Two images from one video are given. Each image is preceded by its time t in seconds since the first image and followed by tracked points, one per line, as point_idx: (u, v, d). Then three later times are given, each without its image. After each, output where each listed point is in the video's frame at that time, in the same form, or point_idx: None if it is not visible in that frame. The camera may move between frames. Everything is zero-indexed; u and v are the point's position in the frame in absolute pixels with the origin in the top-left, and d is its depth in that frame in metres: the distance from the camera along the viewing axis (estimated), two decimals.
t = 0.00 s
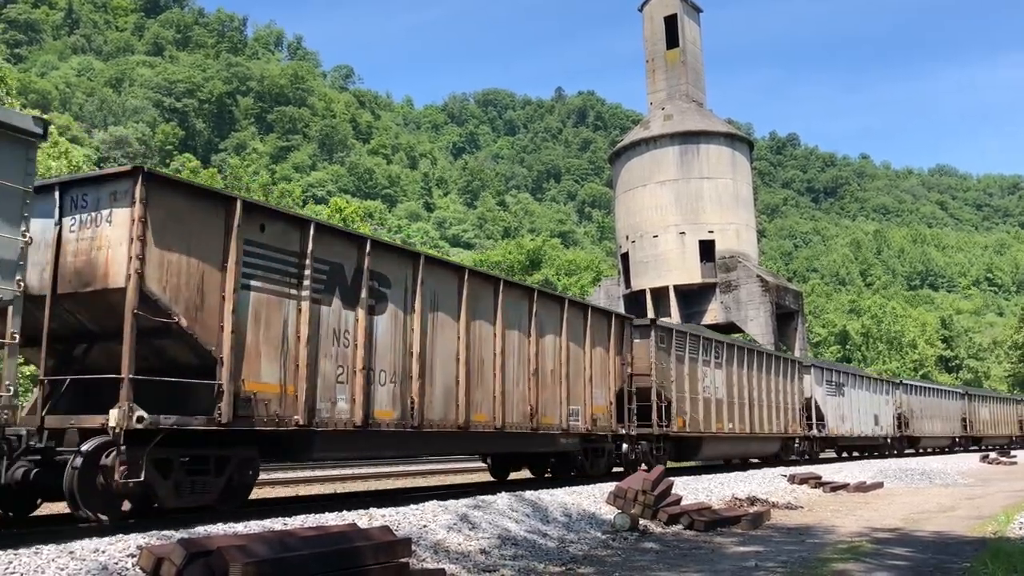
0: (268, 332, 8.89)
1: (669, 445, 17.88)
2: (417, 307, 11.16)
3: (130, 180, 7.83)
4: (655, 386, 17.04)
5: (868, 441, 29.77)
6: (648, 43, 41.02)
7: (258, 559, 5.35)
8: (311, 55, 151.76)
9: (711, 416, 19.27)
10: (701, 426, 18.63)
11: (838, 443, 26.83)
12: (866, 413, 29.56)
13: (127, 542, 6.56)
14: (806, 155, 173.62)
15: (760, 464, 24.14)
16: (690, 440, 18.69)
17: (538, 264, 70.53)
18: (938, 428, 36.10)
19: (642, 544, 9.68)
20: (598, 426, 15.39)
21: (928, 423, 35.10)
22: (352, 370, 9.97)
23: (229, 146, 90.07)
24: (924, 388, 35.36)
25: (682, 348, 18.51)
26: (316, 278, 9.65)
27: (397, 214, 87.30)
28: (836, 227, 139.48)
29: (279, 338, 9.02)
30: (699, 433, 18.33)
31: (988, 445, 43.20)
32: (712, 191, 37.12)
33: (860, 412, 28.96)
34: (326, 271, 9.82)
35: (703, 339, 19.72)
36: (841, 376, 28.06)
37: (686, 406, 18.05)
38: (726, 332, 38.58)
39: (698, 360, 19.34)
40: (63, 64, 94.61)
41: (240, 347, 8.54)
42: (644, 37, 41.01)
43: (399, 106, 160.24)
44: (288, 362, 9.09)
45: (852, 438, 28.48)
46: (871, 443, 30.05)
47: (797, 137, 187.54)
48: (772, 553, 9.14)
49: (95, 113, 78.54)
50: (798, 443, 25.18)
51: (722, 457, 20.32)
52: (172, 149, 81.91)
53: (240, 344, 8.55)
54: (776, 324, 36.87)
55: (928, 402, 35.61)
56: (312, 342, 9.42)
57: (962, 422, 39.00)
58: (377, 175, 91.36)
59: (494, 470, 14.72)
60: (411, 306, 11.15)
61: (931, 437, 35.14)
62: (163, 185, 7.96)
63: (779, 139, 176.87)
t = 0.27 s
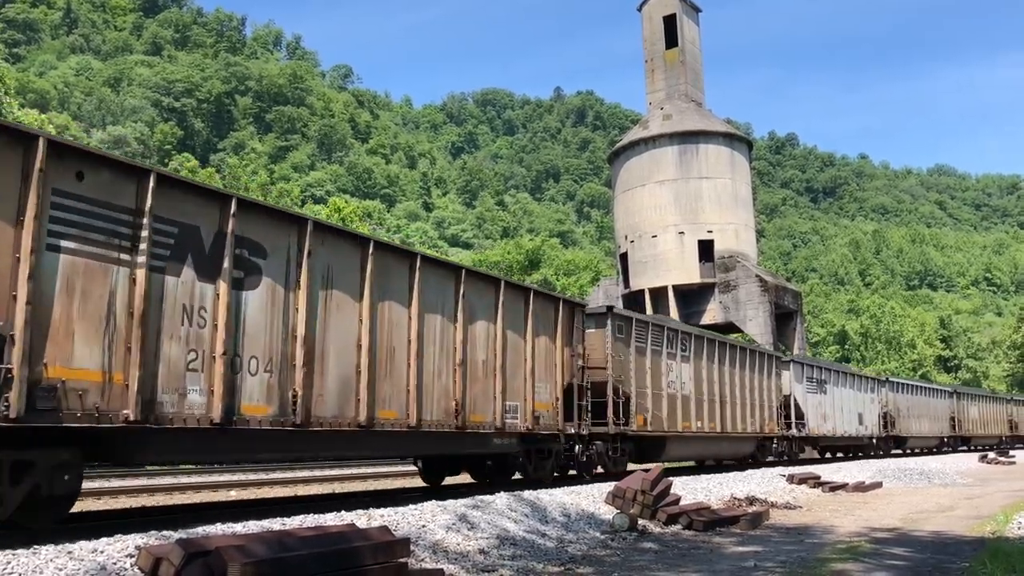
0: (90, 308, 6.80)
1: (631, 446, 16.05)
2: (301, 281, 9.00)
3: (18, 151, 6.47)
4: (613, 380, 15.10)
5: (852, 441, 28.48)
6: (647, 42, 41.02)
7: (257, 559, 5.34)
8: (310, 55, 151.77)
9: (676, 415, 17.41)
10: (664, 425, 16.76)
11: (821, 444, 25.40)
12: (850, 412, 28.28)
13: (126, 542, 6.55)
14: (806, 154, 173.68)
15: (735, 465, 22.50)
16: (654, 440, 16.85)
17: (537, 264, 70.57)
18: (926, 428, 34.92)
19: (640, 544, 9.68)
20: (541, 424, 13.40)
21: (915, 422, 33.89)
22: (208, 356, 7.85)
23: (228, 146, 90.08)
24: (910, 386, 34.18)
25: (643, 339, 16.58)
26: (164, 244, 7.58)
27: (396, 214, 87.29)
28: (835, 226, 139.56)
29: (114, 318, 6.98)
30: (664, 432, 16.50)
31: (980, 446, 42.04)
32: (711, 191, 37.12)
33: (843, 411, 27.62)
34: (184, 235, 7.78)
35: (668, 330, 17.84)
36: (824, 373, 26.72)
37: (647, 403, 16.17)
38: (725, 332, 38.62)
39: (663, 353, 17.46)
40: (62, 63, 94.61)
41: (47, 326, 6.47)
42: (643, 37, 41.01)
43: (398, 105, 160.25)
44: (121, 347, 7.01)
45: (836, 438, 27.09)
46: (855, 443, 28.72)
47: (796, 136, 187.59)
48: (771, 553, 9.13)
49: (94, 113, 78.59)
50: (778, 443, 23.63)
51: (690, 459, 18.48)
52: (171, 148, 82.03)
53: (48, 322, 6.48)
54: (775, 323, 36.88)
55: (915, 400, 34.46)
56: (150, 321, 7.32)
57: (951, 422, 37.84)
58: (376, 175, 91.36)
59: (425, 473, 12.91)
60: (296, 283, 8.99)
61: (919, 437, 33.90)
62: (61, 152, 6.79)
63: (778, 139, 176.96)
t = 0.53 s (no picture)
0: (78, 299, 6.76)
1: (585, 447, 14.59)
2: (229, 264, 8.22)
3: (12, 149, 6.49)
4: (561, 374, 13.62)
5: (835, 441, 27.43)
6: (646, 43, 41.05)
7: (256, 557, 5.38)
8: (310, 55, 151.76)
9: (633, 412, 15.91)
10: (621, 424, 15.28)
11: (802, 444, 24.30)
12: (830, 411, 27.26)
13: (125, 542, 6.58)
14: (805, 155, 173.76)
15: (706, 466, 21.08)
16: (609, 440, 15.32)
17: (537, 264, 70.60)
18: (913, 428, 33.91)
19: (640, 544, 9.69)
20: (470, 422, 11.82)
21: (901, 421, 32.87)
22: (205, 348, 7.90)
23: (227, 146, 90.13)
24: (896, 385, 33.22)
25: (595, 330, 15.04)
26: (156, 237, 7.57)
27: (396, 214, 87.30)
28: (834, 226, 139.64)
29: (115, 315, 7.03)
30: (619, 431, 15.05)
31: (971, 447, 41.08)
32: (711, 191, 37.15)
33: (823, 410, 26.56)
34: (172, 230, 7.73)
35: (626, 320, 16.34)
36: (804, 370, 25.68)
37: (601, 398, 14.74)
38: (724, 332, 38.66)
39: (621, 345, 16.01)
40: (62, 63, 94.60)
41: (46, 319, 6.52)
42: (643, 37, 41.02)
43: (398, 106, 160.24)
44: (118, 344, 7.04)
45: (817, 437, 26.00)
46: (838, 444, 27.66)
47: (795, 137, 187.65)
48: (770, 553, 9.15)
49: (94, 113, 78.59)
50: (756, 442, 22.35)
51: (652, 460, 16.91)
52: (170, 148, 82.14)
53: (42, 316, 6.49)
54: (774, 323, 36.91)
55: (902, 400, 33.53)
56: (145, 314, 7.33)
57: (939, 422, 36.89)
58: (375, 175, 91.39)
59: (339, 479, 11.31)
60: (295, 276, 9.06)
61: (906, 438, 32.87)
62: (66, 151, 6.88)
63: (777, 139, 177.05)
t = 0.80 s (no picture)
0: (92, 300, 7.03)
1: (529, 448, 13.40)
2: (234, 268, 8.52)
3: (24, 150, 6.69)
4: (497, 365, 12.46)
5: (819, 442, 26.30)
6: (647, 42, 41.04)
7: (255, 556, 5.39)
8: (311, 55, 151.71)
9: (585, 409, 14.80)
10: (572, 424, 14.21)
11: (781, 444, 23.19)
12: (813, 410, 26.15)
13: (126, 542, 6.57)
14: (806, 155, 173.72)
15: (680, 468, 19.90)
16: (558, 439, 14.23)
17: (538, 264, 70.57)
18: (902, 427, 32.99)
19: (641, 544, 9.70)
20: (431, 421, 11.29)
21: (890, 420, 31.90)
22: (209, 348, 8.17)
23: (228, 146, 90.14)
24: (885, 382, 32.30)
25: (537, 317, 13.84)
26: (161, 243, 7.80)
27: (397, 214, 87.30)
28: (835, 226, 139.58)
29: (122, 316, 7.27)
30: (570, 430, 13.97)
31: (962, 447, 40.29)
32: (712, 191, 37.14)
33: (805, 409, 25.41)
34: (180, 233, 8.02)
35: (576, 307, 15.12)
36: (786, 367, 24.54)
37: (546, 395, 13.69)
38: (725, 332, 38.62)
39: (571, 336, 14.83)
40: (63, 64, 94.59)
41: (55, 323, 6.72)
42: (643, 37, 41.01)
43: (399, 106, 160.20)
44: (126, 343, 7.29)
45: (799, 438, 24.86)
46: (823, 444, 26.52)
47: (796, 137, 187.57)
48: (772, 553, 9.15)
49: (95, 113, 78.56)
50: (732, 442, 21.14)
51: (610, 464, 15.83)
52: (171, 148, 82.24)
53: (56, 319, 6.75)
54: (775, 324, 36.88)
55: (892, 398, 32.58)
56: (145, 316, 7.53)
57: (928, 421, 35.99)
58: (376, 175, 91.41)
59: (227, 482, 10.22)
60: (295, 281, 9.40)
61: (895, 436, 31.90)
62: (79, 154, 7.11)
63: (778, 139, 177.00)
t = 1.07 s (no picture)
0: (86, 302, 7.31)
1: (458, 448, 12.25)
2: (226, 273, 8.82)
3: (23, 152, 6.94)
4: (415, 354, 11.34)
5: (799, 442, 25.62)
6: (648, 43, 41.02)
7: (254, 556, 5.39)
8: (311, 57, 151.73)
9: (523, 406, 13.72)
10: (510, 424, 13.20)
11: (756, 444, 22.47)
12: (793, 409, 25.46)
13: (127, 543, 6.57)
14: (806, 155, 173.75)
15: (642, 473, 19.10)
16: (493, 441, 13.15)
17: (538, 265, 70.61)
18: (891, 427, 32.23)
19: (641, 545, 9.70)
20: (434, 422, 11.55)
21: (877, 419, 31.13)
22: (200, 348, 8.47)
23: (229, 147, 90.16)
24: (873, 380, 31.55)
25: (466, 302, 12.75)
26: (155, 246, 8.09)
27: (397, 215, 87.30)
28: (836, 227, 139.57)
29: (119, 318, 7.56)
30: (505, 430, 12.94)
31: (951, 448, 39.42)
32: (712, 192, 37.14)
33: (783, 408, 24.73)
34: (174, 236, 8.33)
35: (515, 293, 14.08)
36: (763, 364, 23.89)
37: (476, 390, 12.65)
38: (726, 333, 38.57)
39: (508, 324, 13.75)
40: (63, 65, 94.56)
41: (54, 327, 7.00)
42: (643, 37, 41.01)
43: (399, 107, 160.19)
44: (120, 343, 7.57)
45: (778, 438, 24.20)
46: (803, 445, 25.84)
47: (796, 137, 187.58)
48: (772, 554, 9.15)
49: (96, 114, 78.51)
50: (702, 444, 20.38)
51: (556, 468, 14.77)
52: (172, 149, 82.38)
53: (57, 323, 7.02)
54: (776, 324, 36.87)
55: (879, 397, 31.84)
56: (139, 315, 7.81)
57: (917, 421, 35.30)
58: (377, 176, 91.47)
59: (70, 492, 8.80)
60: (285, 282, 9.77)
61: (882, 436, 31.15)
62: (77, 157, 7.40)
63: (779, 140, 177.00)
